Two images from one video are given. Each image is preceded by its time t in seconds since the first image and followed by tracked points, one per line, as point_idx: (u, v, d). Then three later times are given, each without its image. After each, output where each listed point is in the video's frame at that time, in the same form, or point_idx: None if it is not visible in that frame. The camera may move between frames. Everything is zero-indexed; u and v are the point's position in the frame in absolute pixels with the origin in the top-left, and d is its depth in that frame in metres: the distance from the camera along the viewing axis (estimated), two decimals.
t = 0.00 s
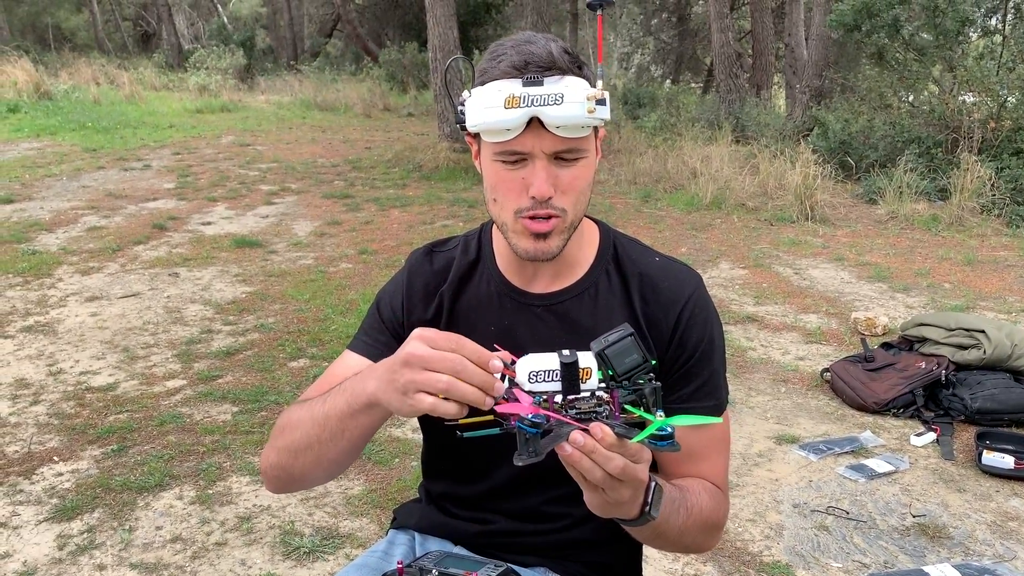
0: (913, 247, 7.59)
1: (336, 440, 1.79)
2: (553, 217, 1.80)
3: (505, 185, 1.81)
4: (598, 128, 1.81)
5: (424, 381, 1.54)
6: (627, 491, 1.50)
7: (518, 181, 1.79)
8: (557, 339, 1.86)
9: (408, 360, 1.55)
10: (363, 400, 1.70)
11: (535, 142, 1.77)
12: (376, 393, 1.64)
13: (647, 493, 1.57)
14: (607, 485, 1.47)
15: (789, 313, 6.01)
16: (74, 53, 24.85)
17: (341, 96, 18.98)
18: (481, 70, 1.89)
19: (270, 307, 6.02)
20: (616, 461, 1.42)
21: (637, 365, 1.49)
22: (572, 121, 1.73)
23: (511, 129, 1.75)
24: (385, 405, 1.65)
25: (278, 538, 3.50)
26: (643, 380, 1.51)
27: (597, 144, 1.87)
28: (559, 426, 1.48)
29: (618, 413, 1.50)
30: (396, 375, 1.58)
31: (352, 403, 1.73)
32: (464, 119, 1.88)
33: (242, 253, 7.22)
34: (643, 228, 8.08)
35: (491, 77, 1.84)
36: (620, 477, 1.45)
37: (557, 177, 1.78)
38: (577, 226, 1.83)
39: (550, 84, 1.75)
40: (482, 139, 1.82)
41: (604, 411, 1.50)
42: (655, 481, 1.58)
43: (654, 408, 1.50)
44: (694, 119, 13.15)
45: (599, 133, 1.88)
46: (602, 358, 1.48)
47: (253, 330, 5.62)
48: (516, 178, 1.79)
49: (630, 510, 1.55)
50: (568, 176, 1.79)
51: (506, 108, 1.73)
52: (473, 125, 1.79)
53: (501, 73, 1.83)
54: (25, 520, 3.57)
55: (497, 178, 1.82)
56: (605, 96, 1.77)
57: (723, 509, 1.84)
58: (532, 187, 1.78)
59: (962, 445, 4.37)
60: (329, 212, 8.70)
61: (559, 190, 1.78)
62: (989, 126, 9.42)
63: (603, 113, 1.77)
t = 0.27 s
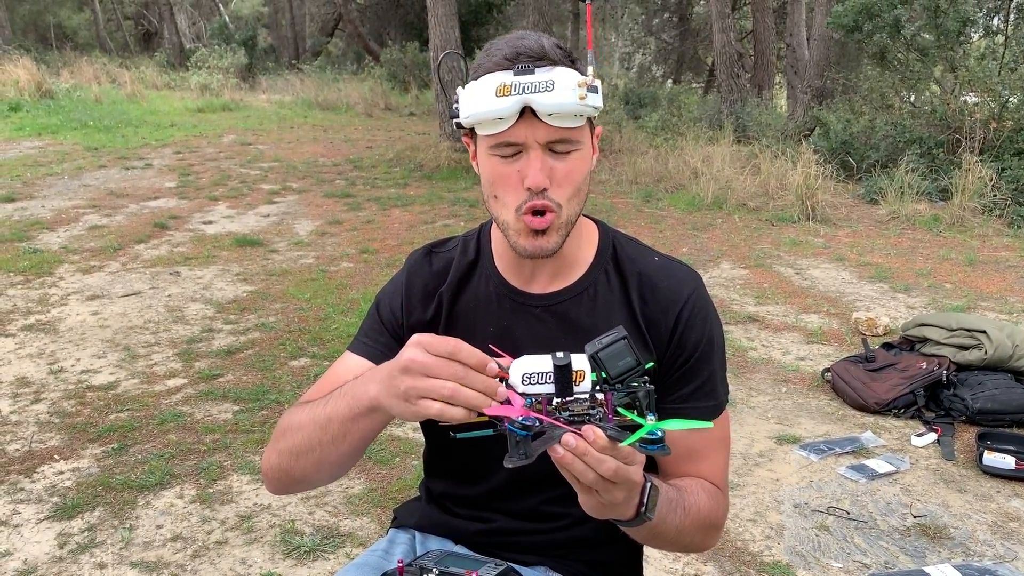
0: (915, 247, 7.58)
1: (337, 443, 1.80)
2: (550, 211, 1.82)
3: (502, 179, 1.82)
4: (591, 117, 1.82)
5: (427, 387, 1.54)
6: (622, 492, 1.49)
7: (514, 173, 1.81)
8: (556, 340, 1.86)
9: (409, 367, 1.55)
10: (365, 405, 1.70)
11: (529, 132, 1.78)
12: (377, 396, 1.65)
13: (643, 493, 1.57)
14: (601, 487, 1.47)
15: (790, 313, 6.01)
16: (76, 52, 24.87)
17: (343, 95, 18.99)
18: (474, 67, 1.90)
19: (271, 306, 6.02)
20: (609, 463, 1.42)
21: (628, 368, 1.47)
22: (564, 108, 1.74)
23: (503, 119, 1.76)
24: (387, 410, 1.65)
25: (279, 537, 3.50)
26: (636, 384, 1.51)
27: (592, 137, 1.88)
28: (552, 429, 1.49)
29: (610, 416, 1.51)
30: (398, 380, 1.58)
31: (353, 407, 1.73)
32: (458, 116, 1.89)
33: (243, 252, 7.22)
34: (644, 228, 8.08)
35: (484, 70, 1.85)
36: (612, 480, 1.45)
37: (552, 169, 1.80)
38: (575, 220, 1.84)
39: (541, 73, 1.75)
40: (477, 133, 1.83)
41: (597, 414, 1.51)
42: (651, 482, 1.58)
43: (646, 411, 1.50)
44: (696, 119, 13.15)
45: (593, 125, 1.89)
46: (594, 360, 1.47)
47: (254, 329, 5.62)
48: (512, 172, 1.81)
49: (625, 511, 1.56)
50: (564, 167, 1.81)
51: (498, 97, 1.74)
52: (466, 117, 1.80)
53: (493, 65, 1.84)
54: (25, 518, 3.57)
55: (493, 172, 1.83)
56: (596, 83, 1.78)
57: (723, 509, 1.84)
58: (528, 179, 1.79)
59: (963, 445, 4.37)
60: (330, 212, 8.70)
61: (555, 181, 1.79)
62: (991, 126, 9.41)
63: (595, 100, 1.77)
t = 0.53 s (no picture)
0: (915, 247, 7.58)
1: (334, 440, 1.80)
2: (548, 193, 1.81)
3: (496, 168, 1.83)
4: (576, 100, 1.86)
5: (429, 391, 1.55)
6: (621, 500, 1.50)
7: (506, 161, 1.81)
8: (557, 340, 1.86)
9: (412, 369, 1.56)
10: (363, 403, 1.70)
11: (518, 116, 1.80)
12: (374, 393, 1.65)
13: (642, 497, 1.56)
14: (599, 496, 1.47)
15: (790, 313, 6.01)
16: (77, 52, 24.86)
17: (343, 95, 19.00)
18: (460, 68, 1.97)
19: (272, 305, 6.02)
20: (606, 474, 1.43)
21: (626, 381, 1.46)
22: (548, 85, 1.78)
23: (490, 103, 1.79)
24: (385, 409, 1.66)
25: (279, 536, 3.50)
26: (636, 393, 1.50)
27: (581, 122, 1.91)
28: (550, 441, 1.49)
29: (609, 426, 1.50)
30: (397, 381, 1.59)
31: (351, 405, 1.73)
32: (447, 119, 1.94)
33: (243, 252, 7.23)
34: (644, 228, 8.09)
35: (468, 62, 1.91)
36: (610, 490, 1.45)
37: (545, 152, 1.81)
38: (573, 207, 1.84)
39: (522, 55, 1.81)
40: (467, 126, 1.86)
41: (595, 424, 1.50)
42: (650, 488, 1.58)
43: (645, 422, 1.49)
44: (696, 119, 13.14)
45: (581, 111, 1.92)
46: (592, 372, 1.46)
47: (255, 328, 5.62)
48: (505, 159, 1.82)
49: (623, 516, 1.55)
50: (556, 150, 1.82)
51: (482, 80, 1.79)
52: (454, 109, 1.83)
53: (476, 57, 1.90)
54: (26, 517, 3.57)
55: (486, 163, 1.84)
56: (576, 58, 1.83)
57: (724, 509, 1.84)
58: (520, 163, 1.79)
59: (963, 445, 4.37)
60: (331, 212, 8.71)
61: (548, 165, 1.80)
62: (992, 126, 9.41)
63: (578, 77, 1.82)
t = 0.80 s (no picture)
0: (915, 248, 7.58)
1: (332, 439, 1.80)
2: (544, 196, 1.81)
3: (492, 170, 1.83)
4: (574, 102, 1.85)
5: (429, 389, 1.55)
6: (621, 501, 1.50)
7: (504, 163, 1.81)
8: (555, 340, 1.85)
9: (412, 366, 1.56)
10: (362, 402, 1.70)
11: (514, 119, 1.80)
12: (374, 392, 1.65)
13: (640, 497, 1.55)
14: (600, 498, 1.48)
15: (791, 313, 6.01)
16: (78, 52, 24.87)
17: (344, 95, 19.00)
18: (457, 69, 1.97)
19: (272, 305, 6.02)
20: (608, 476, 1.43)
21: (624, 382, 1.46)
22: (544, 88, 1.77)
23: (487, 106, 1.80)
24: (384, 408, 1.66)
25: (280, 536, 3.50)
26: (634, 394, 1.50)
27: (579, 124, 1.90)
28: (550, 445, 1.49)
29: (609, 427, 1.50)
30: (397, 378, 1.59)
31: (350, 404, 1.73)
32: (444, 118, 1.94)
33: (244, 252, 7.22)
34: (645, 229, 8.09)
35: (463, 64, 1.91)
36: (611, 492, 1.46)
37: (541, 154, 1.81)
38: (570, 209, 1.83)
39: (519, 58, 1.81)
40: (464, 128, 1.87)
41: (594, 426, 1.50)
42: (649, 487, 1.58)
43: (644, 423, 1.50)
44: (697, 119, 13.14)
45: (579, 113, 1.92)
46: (590, 375, 1.46)
47: (255, 329, 5.62)
48: (501, 161, 1.82)
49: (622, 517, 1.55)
50: (552, 153, 1.82)
51: (478, 83, 1.79)
52: (451, 111, 1.84)
53: (472, 59, 1.90)
54: (26, 517, 3.57)
55: (483, 166, 1.84)
56: (573, 62, 1.82)
57: (723, 509, 1.84)
58: (517, 165, 1.79)
59: (964, 446, 4.37)
60: (332, 212, 8.71)
61: (545, 167, 1.80)
62: (992, 127, 9.41)
63: (574, 80, 1.81)
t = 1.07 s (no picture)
0: (915, 249, 7.59)
1: (331, 438, 1.80)
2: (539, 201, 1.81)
3: (488, 174, 1.84)
4: (571, 106, 1.85)
5: (426, 383, 1.57)
6: (618, 499, 1.50)
7: (499, 168, 1.81)
8: (552, 341, 1.86)
9: (412, 361, 1.58)
10: (361, 400, 1.71)
11: (509, 124, 1.80)
12: (375, 390, 1.67)
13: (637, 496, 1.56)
14: (596, 497, 1.48)
15: (791, 314, 6.02)
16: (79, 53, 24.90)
17: (344, 96, 19.02)
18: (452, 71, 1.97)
19: (273, 307, 6.03)
20: (604, 474, 1.44)
21: (618, 380, 1.46)
22: (539, 94, 1.77)
23: (482, 111, 1.80)
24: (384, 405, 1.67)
25: (280, 538, 3.50)
26: (628, 391, 1.49)
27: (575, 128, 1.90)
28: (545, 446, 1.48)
29: (604, 425, 1.49)
30: (396, 371, 1.61)
31: (349, 402, 1.74)
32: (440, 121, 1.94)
33: (244, 253, 7.23)
34: (645, 230, 8.10)
35: (459, 69, 1.91)
36: (608, 490, 1.46)
37: (537, 158, 1.81)
38: (565, 212, 1.83)
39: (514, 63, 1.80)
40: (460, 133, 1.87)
41: (590, 424, 1.49)
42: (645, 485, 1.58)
43: (639, 421, 1.49)
44: (697, 121, 13.15)
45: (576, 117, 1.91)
46: (584, 374, 1.46)
47: (256, 330, 5.63)
48: (497, 166, 1.82)
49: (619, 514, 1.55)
50: (548, 157, 1.81)
51: (473, 89, 1.79)
52: (446, 116, 1.84)
53: (467, 63, 1.90)
54: (27, 519, 3.58)
55: (479, 169, 1.85)
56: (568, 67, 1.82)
57: (722, 509, 1.84)
58: (512, 170, 1.79)
59: (964, 447, 4.37)
60: (332, 213, 8.71)
61: (541, 171, 1.80)
62: (992, 128, 9.43)
63: (569, 85, 1.81)
